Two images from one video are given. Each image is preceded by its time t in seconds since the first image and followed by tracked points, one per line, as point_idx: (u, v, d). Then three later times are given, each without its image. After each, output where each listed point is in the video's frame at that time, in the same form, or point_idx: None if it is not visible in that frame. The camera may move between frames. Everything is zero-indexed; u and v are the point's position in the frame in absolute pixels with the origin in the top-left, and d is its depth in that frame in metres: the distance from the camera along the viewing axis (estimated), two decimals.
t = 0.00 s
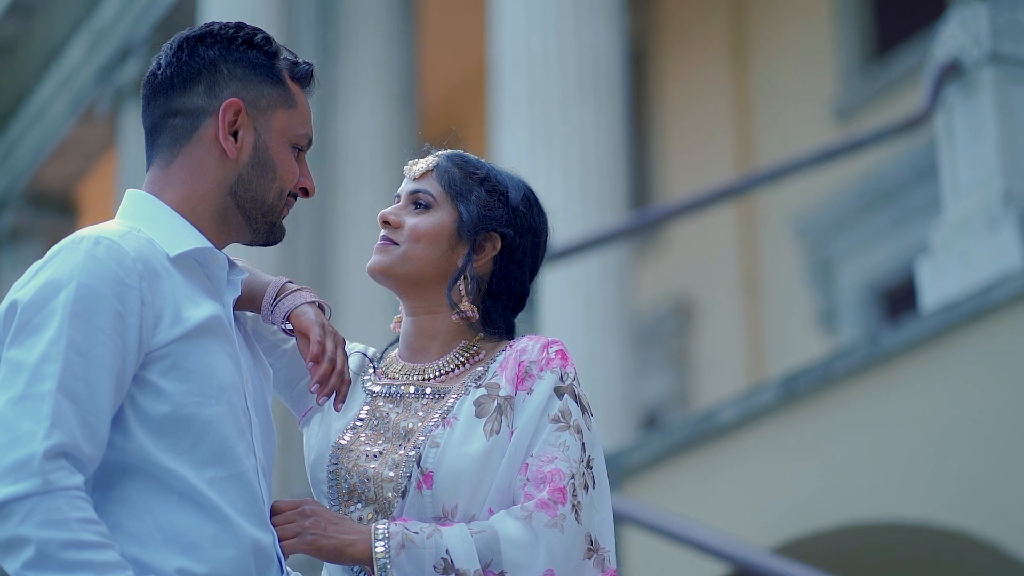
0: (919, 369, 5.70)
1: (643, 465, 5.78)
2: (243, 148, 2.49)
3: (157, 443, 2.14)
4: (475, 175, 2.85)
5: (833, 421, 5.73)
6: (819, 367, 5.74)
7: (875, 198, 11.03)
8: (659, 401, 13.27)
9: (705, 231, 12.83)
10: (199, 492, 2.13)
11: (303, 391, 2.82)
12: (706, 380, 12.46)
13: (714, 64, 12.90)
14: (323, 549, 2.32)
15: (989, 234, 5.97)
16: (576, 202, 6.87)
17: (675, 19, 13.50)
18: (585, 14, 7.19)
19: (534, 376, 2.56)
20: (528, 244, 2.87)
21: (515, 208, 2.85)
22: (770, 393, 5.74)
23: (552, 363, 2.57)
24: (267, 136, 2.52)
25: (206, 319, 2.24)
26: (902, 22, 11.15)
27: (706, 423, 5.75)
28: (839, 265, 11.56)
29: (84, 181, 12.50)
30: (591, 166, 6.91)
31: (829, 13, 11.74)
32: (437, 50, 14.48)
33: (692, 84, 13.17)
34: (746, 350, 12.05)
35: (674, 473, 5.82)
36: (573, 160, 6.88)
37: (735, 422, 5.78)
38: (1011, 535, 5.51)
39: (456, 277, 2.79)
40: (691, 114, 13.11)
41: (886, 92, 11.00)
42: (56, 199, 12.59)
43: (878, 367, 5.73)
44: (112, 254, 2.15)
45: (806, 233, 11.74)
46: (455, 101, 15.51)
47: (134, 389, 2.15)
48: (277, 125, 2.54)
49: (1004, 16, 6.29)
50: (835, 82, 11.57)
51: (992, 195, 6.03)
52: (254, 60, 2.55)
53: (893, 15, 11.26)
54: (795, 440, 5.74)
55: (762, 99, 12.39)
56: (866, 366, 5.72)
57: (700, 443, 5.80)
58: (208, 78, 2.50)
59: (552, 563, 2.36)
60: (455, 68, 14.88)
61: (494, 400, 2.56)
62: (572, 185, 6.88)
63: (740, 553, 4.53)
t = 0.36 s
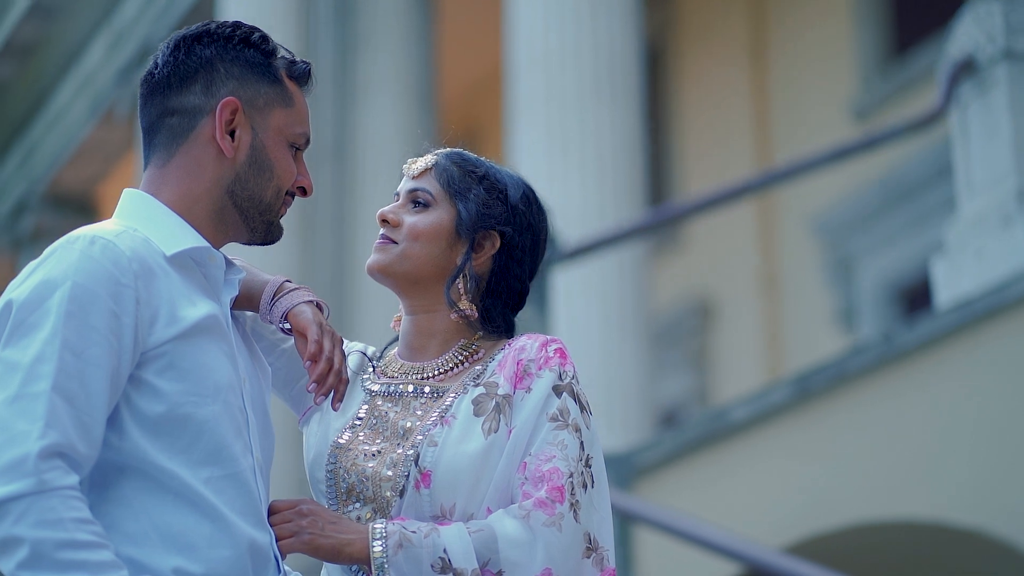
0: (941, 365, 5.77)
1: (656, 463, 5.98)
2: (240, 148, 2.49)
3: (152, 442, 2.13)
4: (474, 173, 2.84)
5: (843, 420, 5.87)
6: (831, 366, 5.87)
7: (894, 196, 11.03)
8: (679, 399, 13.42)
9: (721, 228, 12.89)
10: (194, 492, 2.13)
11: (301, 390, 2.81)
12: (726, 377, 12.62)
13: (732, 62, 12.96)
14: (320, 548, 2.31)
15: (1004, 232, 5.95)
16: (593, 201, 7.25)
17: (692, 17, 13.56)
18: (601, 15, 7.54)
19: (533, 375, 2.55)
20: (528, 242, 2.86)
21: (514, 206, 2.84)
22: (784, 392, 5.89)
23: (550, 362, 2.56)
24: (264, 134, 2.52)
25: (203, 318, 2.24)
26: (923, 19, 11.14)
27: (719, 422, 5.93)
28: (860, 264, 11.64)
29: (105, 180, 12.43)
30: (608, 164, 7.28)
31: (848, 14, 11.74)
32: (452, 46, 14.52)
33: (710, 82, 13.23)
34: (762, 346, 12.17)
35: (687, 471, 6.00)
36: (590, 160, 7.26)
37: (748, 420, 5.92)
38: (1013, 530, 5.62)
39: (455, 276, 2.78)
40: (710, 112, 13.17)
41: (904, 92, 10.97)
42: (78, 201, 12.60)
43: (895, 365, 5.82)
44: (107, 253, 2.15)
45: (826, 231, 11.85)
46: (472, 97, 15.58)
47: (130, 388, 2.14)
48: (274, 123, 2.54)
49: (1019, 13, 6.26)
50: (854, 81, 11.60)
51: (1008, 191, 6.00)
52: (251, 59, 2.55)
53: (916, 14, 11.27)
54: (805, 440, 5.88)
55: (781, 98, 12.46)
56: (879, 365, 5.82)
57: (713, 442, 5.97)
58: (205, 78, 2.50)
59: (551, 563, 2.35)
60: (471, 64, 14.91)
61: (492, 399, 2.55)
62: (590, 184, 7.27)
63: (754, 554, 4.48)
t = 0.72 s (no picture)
0: (958, 363, 5.80)
1: (672, 460, 6.18)
2: (239, 146, 2.48)
3: (150, 442, 2.13)
4: (474, 171, 2.83)
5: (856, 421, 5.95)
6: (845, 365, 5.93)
7: (912, 195, 11.01)
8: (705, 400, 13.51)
9: (745, 225, 12.98)
10: (192, 491, 2.13)
11: (302, 388, 2.81)
12: (750, 375, 12.68)
13: (754, 61, 12.97)
14: (318, 548, 2.31)
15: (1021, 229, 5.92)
16: (611, 203, 7.75)
17: (712, 16, 13.57)
18: (618, 23, 7.96)
19: (533, 373, 2.54)
20: (528, 239, 2.86)
21: (515, 204, 2.83)
22: (797, 391, 6.00)
23: (550, 360, 2.55)
24: (263, 133, 2.51)
25: (200, 317, 2.23)
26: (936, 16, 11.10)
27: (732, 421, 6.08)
28: (880, 262, 11.61)
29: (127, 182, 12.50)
30: (625, 169, 7.77)
31: (867, 13, 11.74)
32: (471, 47, 14.62)
33: (731, 81, 13.25)
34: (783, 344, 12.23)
35: (701, 471, 6.18)
36: (608, 162, 7.76)
37: (761, 420, 6.02)
38: None
39: (455, 274, 2.77)
40: (731, 111, 13.20)
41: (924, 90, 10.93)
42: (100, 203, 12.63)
43: (909, 362, 5.87)
44: (104, 253, 2.15)
45: (846, 229, 11.80)
46: (494, 97, 15.73)
47: (127, 388, 2.14)
48: (273, 122, 2.53)
49: None
50: (874, 78, 11.57)
51: None
52: (250, 58, 2.54)
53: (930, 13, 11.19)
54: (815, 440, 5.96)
55: (802, 96, 12.46)
56: (893, 364, 5.88)
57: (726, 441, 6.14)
58: (204, 76, 2.49)
59: (550, 562, 2.34)
60: (492, 64, 15.05)
61: (492, 397, 2.55)
62: (608, 186, 7.78)
63: (768, 554, 4.45)
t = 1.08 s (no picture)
0: (971, 361, 5.82)
1: (689, 459, 6.27)
2: (239, 145, 2.47)
3: (149, 441, 2.13)
4: (475, 169, 2.82)
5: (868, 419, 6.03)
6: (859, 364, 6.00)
7: (935, 194, 11.00)
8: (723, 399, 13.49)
9: (764, 223, 12.96)
10: (191, 490, 2.12)
11: (304, 387, 2.80)
12: (770, 374, 12.66)
13: (775, 59, 12.95)
14: (318, 547, 2.30)
15: None
16: (628, 204, 8.00)
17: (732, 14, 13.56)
18: (636, 18, 8.27)
19: (534, 371, 2.53)
20: (530, 237, 2.85)
21: (516, 202, 2.82)
22: (812, 390, 6.10)
23: (552, 358, 2.54)
24: (263, 131, 2.50)
25: (199, 316, 2.23)
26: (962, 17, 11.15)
27: (748, 420, 6.19)
28: (902, 260, 11.60)
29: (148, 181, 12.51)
30: (643, 165, 8.02)
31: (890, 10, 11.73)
32: (490, 47, 14.62)
33: (753, 78, 13.23)
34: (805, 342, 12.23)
35: (718, 469, 6.30)
36: (627, 164, 8.02)
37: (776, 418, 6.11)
38: None
39: (456, 271, 2.76)
40: (752, 109, 13.19)
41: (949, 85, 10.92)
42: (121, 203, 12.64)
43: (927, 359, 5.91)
44: (102, 252, 2.14)
45: (868, 228, 11.83)
46: (513, 97, 15.73)
47: (126, 387, 2.13)
48: (273, 120, 2.52)
49: None
50: (896, 78, 11.58)
51: None
52: (250, 56, 2.53)
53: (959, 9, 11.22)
54: (828, 441, 6.08)
55: (823, 94, 12.43)
56: (909, 360, 5.92)
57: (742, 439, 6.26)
58: (204, 74, 2.48)
59: (551, 560, 2.33)
60: (511, 64, 15.05)
61: (493, 395, 2.54)
62: (627, 188, 8.04)
63: (782, 553, 4.44)
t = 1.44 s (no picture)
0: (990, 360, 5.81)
1: (707, 459, 6.24)
2: (241, 144, 2.47)
3: (149, 441, 2.12)
4: (479, 167, 2.81)
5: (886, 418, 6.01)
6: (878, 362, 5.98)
7: (960, 192, 10.94)
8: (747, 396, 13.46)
9: (787, 220, 12.92)
10: (192, 491, 2.12)
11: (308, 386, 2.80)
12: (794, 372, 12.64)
13: (800, 56, 12.91)
14: (321, 547, 2.29)
15: None
16: (649, 202, 8.00)
17: (756, 12, 13.53)
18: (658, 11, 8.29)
19: (538, 370, 2.52)
20: (534, 235, 2.83)
21: (520, 200, 2.81)
22: (830, 387, 6.09)
23: (556, 357, 2.53)
24: (264, 130, 2.49)
25: (200, 316, 2.22)
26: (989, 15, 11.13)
27: (765, 419, 6.15)
28: (927, 259, 11.55)
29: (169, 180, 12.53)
30: (666, 163, 8.03)
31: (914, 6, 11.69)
32: (512, 44, 14.61)
33: (777, 75, 13.18)
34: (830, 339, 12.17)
35: (738, 468, 6.25)
36: (648, 162, 8.01)
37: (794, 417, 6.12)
38: None
39: (459, 270, 2.76)
40: (775, 106, 13.15)
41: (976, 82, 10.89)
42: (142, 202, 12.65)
43: (946, 358, 5.89)
44: (102, 251, 2.13)
45: (894, 225, 11.75)
46: (537, 97, 15.75)
47: (126, 387, 2.13)
48: (274, 119, 2.51)
49: None
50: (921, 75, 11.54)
51: None
52: (252, 55, 2.52)
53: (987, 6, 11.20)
54: (844, 440, 6.08)
55: (847, 90, 12.37)
56: (927, 358, 5.91)
57: (760, 439, 6.20)
58: (205, 74, 2.47)
59: (554, 559, 2.32)
60: (533, 61, 15.03)
61: (496, 395, 2.53)
62: (647, 185, 8.03)
63: (798, 552, 4.37)
